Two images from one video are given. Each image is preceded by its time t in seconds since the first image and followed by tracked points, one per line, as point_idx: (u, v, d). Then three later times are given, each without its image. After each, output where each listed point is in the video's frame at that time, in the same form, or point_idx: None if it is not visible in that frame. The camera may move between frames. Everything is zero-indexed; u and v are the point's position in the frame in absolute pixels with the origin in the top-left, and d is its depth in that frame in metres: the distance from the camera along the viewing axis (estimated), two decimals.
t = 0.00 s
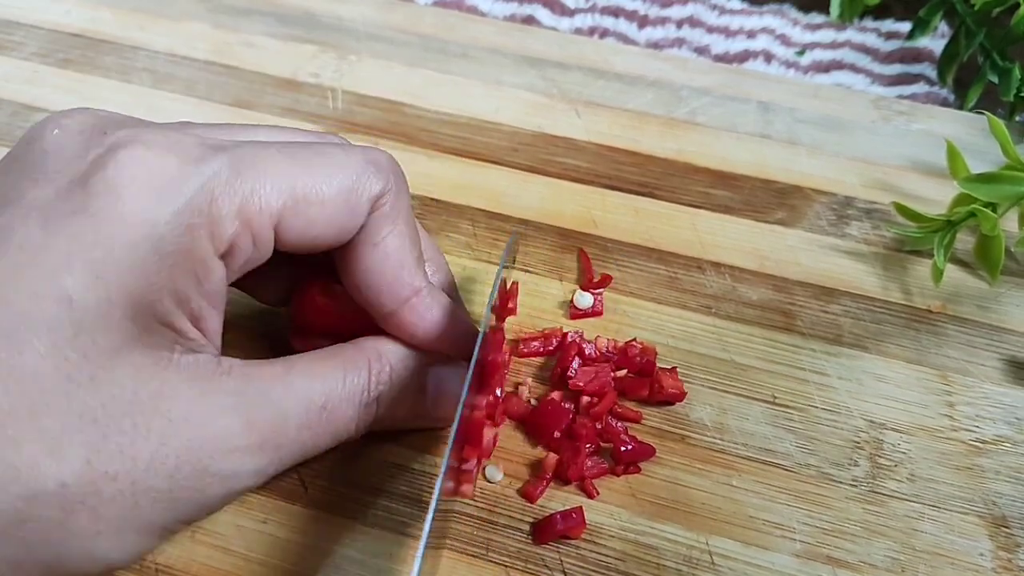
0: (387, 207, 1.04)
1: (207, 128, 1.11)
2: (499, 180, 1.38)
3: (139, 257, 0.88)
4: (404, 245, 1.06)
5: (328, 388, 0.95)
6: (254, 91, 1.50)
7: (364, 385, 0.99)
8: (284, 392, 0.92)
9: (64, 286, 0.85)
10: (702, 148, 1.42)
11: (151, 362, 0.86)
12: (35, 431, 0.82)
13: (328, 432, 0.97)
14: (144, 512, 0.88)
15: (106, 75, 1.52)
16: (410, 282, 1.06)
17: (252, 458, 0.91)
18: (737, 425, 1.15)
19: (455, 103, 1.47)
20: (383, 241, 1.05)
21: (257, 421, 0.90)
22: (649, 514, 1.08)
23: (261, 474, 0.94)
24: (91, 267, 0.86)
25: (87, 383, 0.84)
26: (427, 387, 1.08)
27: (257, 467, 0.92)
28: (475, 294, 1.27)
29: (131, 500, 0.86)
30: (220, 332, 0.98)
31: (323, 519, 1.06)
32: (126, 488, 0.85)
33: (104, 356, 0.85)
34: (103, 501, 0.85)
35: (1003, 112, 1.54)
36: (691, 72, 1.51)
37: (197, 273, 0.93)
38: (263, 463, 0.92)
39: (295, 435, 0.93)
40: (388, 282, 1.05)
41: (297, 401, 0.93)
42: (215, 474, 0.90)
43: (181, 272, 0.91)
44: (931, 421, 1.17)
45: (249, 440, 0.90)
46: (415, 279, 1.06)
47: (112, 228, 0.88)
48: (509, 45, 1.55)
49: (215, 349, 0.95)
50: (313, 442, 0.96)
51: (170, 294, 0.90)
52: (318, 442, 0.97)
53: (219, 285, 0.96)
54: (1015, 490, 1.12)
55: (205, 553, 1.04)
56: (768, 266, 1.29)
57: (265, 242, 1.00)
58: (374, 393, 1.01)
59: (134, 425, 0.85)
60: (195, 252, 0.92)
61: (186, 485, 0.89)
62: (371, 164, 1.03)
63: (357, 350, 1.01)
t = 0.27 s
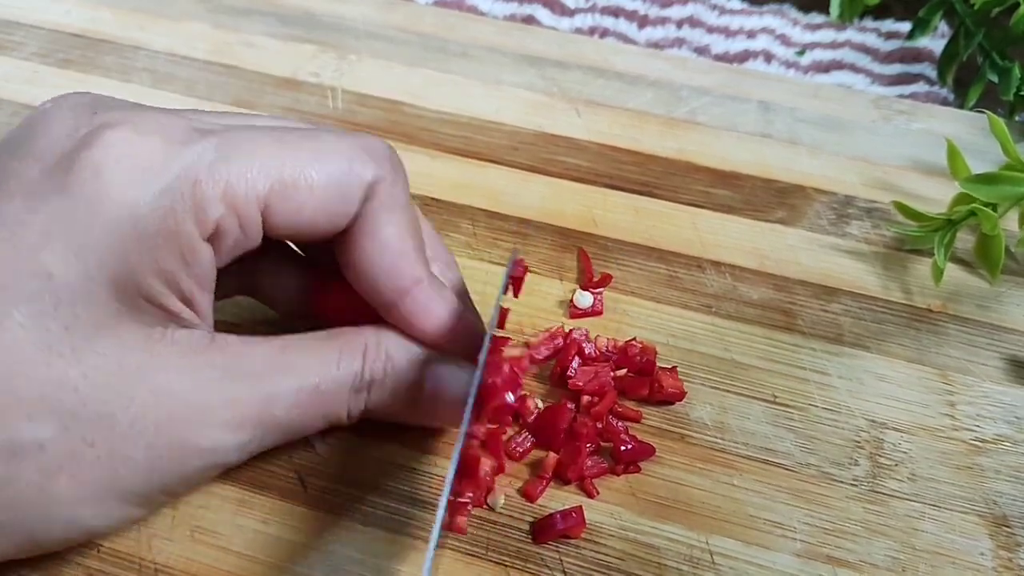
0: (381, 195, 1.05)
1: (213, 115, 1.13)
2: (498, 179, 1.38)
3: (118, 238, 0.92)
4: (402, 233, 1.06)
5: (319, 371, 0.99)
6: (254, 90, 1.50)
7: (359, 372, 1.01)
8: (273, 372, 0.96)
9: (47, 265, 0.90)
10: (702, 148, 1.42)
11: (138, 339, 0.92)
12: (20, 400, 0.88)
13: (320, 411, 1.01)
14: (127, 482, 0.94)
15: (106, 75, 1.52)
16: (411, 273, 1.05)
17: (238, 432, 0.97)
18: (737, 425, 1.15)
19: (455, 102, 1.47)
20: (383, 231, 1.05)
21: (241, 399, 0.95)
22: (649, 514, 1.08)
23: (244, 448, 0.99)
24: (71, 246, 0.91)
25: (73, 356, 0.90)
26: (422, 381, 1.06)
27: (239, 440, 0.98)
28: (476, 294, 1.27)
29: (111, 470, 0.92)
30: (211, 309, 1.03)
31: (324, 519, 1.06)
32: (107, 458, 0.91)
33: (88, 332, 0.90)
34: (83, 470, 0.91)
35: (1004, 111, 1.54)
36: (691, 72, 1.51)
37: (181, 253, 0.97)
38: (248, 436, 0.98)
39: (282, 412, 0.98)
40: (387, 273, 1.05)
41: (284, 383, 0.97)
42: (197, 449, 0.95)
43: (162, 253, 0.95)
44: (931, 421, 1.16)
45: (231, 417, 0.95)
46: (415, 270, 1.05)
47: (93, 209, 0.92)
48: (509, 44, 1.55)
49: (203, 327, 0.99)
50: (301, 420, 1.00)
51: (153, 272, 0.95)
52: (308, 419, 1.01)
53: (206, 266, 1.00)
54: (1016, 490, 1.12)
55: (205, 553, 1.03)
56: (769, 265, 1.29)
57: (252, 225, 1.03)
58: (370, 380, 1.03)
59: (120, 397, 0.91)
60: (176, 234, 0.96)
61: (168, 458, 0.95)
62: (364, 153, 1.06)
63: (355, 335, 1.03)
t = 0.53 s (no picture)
0: (401, 238, 1.02)
1: (206, 142, 1.11)
2: (498, 179, 1.38)
3: (156, 300, 0.88)
4: (427, 272, 1.04)
5: (345, 407, 0.97)
6: (254, 91, 1.50)
7: (383, 402, 1.00)
8: (298, 411, 0.95)
9: (76, 333, 0.85)
10: (702, 148, 1.42)
11: (166, 394, 0.90)
12: (52, 463, 0.86)
13: (347, 442, 1.01)
14: (165, 537, 0.93)
15: (106, 75, 1.52)
16: (438, 309, 1.05)
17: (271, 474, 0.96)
18: (737, 425, 1.15)
19: (455, 103, 1.47)
20: (407, 273, 1.03)
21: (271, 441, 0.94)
22: (649, 514, 1.08)
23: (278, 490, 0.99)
24: (103, 312, 0.86)
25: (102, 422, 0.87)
26: (445, 407, 1.05)
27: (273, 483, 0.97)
28: (475, 294, 1.27)
29: (144, 527, 0.91)
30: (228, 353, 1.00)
31: (323, 519, 1.06)
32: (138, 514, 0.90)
33: (118, 397, 0.87)
34: (117, 527, 0.90)
35: (1004, 111, 1.54)
36: (691, 72, 1.51)
37: (206, 305, 0.93)
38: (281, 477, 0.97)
39: (312, 449, 0.97)
40: (416, 314, 1.05)
41: (312, 420, 0.96)
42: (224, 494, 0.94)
43: (191, 309, 0.92)
44: (931, 421, 1.16)
45: (263, 461, 0.94)
46: (443, 305, 1.06)
47: (123, 273, 0.87)
48: (509, 44, 1.55)
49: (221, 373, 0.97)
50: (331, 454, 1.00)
51: (180, 328, 0.91)
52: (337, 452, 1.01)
53: (227, 315, 0.97)
54: (1016, 490, 1.12)
55: (205, 553, 1.03)
56: (768, 265, 1.29)
57: (276, 272, 0.98)
58: (394, 408, 1.02)
59: (150, 457, 0.89)
60: (205, 288, 0.92)
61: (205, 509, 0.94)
62: (380, 196, 1.01)
63: (377, 365, 1.01)
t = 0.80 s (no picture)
0: (373, 245, 1.02)
1: (229, 128, 1.13)
2: (498, 179, 1.38)
3: (119, 278, 0.85)
4: (403, 278, 1.06)
5: (318, 400, 0.93)
6: (254, 91, 1.50)
7: (354, 395, 0.97)
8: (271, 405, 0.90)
9: (40, 312, 0.81)
10: (702, 148, 1.42)
11: (136, 382, 0.84)
12: (24, 459, 0.79)
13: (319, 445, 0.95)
14: (138, 536, 0.85)
15: (106, 75, 1.52)
16: (423, 305, 1.08)
17: (244, 474, 0.88)
18: (737, 425, 1.15)
19: (455, 103, 1.47)
20: (385, 281, 1.04)
21: (243, 442, 0.87)
22: (649, 514, 1.08)
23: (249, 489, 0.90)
24: (70, 294, 0.83)
25: (75, 411, 0.81)
26: (416, 384, 1.05)
27: (243, 482, 0.89)
28: (476, 295, 1.27)
29: (119, 529, 0.83)
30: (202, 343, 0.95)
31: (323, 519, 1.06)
32: (119, 515, 0.83)
33: (88, 380, 0.82)
34: (97, 530, 0.82)
35: (1003, 111, 1.54)
36: (691, 72, 1.51)
37: (175, 289, 0.90)
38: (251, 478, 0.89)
39: (286, 447, 0.91)
40: (400, 314, 1.07)
41: (282, 416, 0.90)
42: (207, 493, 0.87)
43: (157, 289, 0.88)
44: (930, 421, 1.17)
45: (237, 458, 0.87)
46: (427, 302, 1.09)
47: (87, 249, 0.84)
48: (509, 45, 1.55)
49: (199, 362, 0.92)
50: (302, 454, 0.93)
51: (148, 309, 0.87)
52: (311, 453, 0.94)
53: (198, 301, 0.93)
54: (1015, 490, 1.12)
55: (205, 553, 1.04)
56: (768, 266, 1.29)
57: (241, 262, 0.96)
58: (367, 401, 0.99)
59: (121, 451, 0.82)
60: (171, 269, 0.89)
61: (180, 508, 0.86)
62: (349, 210, 0.99)
63: (346, 355, 0.98)
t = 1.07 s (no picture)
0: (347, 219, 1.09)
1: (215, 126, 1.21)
2: (498, 179, 1.38)
3: (113, 227, 0.93)
4: (378, 245, 1.11)
5: (308, 361, 0.97)
6: (254, 91, 1.50)
7: (344, 359, 1.00)
8: (264, 362, 0.95)
9: (44, 261, 0.89)
10: (702, 148, 1.42)
11: (135, 330, 0.91)
12: (25, 397, 0.85)
13: (309, 403, 1.00)
14: (133, 471, 0.92)
15: (106, 75, 1.52)
16: (394, 276, 1.11)
17: (237, 419, 0.94)
18: (737, 425, 1.15)
19: (455, 103, 1.47)
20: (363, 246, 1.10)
21: (237, 392, 0.93)
22: (649, 514, 1.08)
23: (242, 437, 0.96)
24: (67, 240, 0.90)
25: (73, 349, 0.88)
26: (407, 367, 1.05)
27: (236, 428, 0.95)
28: (476, 295, 1.26)
29: (120, 464, 0.90)
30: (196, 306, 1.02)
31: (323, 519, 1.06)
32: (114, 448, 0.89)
33: (86, 323, 0.89)
34: (95, 464, 0.89)
35: (1003, 112, 1.54)
36: (691, 72, 1.51)
37: (170, 244, 0.98)
38: (244, 426, 0.95)
39: (277, 402, 0.96)
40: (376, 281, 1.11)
41: (274, 373, 0.95)
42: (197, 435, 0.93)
43: (150, 241, 0.95)
44: (930, 421, 1.16)
45: (230, 403, 0.93)
46: (402, 269, 1.12)
47: (85, 201, 0.92)
48: (509, 45, 1.55)
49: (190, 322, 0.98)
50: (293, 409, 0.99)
51: (144, 261, 0.95)
52: (302, 412, 1.00)
53: (191, 260, 1.01)
54: (1015, 490, 1.12)
55: (205, 553, 1.04)
56: (768, 266, 1.29)
57: (228, 226, 1.03)
58: (357, 367, 1.02)
59: (120, 388, 0.89)
60: (163, 225, 0.97)
61: (175, 447, 0.92)
62: (322, 181, 1.08)
63: (338, 323, 1.01)
